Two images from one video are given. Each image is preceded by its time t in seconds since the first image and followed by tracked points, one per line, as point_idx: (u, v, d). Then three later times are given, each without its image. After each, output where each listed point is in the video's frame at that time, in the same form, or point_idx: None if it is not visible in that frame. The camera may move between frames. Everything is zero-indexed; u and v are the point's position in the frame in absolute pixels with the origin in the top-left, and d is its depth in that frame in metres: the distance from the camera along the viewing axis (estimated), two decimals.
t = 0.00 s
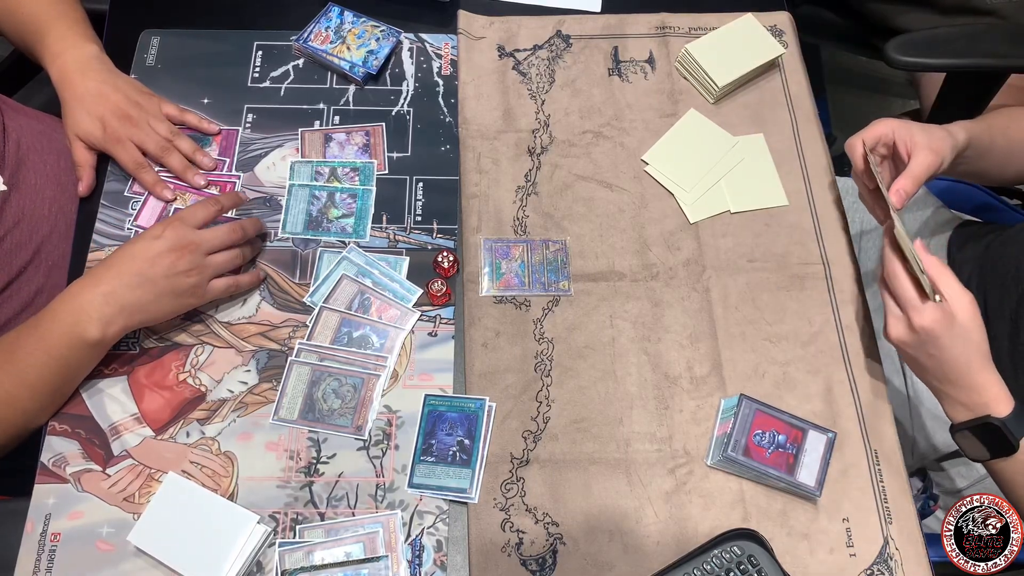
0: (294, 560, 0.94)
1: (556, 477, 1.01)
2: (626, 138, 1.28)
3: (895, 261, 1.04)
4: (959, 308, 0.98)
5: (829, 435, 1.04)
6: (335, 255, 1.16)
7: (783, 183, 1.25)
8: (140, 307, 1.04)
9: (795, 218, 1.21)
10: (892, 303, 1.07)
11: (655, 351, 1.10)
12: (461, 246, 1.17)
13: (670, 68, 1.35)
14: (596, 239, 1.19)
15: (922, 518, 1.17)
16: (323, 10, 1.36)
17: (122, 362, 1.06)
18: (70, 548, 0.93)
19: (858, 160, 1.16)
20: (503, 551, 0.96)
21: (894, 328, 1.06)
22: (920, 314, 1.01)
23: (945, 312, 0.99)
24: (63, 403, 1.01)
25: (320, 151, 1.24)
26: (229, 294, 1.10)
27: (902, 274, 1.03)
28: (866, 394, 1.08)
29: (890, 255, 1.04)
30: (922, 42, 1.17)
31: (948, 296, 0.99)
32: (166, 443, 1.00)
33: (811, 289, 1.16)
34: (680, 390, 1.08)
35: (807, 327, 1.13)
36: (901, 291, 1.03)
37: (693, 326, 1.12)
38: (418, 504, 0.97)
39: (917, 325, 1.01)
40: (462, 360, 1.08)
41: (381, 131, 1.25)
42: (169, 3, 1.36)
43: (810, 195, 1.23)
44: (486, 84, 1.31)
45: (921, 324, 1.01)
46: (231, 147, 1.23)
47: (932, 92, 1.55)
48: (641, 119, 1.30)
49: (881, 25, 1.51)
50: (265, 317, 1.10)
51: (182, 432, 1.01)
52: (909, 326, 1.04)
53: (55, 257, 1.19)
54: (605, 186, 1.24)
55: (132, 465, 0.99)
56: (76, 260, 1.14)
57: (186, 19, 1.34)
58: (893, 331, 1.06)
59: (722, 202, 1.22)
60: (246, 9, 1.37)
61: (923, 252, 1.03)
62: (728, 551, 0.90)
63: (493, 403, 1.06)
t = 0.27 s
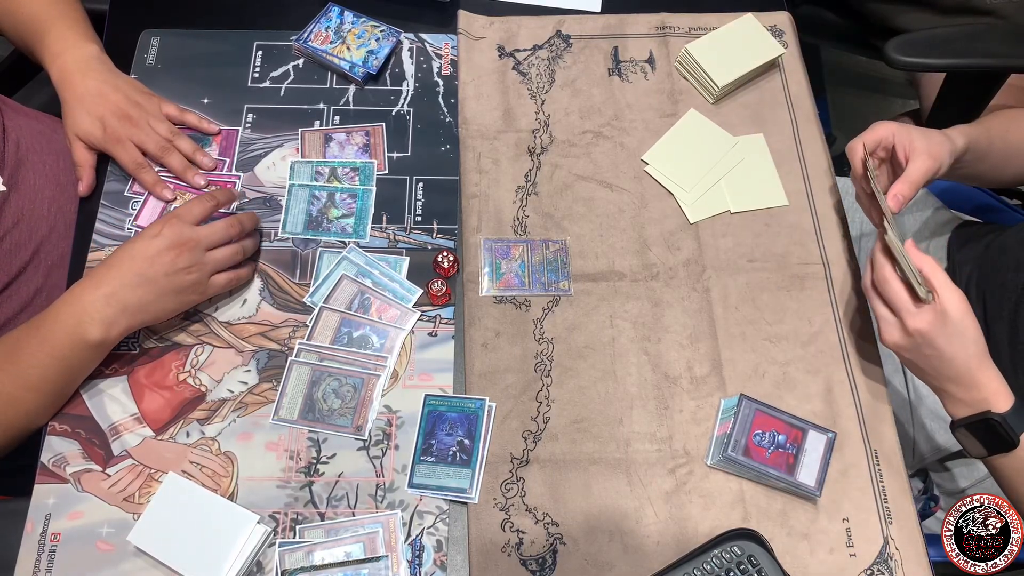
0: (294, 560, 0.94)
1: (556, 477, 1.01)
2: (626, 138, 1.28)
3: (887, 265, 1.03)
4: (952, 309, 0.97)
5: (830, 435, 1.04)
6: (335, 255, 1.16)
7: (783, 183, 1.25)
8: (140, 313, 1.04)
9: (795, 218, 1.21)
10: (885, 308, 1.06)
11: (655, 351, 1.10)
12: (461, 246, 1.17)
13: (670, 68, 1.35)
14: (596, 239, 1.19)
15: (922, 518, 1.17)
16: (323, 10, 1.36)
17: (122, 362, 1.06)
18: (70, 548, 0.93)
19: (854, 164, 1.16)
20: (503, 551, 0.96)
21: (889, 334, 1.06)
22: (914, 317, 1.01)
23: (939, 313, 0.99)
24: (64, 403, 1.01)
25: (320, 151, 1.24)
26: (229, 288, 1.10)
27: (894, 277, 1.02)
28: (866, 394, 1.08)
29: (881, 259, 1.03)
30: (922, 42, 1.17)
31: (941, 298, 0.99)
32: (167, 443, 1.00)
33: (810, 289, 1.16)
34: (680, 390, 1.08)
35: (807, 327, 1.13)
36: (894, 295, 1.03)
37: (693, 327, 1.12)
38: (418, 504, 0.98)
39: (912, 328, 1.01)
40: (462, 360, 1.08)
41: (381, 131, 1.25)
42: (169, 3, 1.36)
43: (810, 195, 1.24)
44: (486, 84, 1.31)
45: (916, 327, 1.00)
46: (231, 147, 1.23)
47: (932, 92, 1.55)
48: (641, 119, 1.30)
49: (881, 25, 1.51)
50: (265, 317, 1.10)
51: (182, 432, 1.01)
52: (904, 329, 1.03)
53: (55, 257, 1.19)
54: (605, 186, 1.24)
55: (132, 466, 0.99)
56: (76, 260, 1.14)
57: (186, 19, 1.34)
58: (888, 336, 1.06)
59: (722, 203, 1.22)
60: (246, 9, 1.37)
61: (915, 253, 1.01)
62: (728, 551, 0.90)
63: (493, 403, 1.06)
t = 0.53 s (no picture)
0: (294, 560, 0.94)
1: (556, 477, 1.01)
2: (626, 138, 1.28)
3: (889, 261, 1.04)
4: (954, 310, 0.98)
5: (830, 435, 1.04)
6: (335, 255, 1.16)
7: (783, 183, 1.25)
8: (139, 309, 1.04)
9: (795, 218, 1.21)
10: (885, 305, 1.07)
11: (655, 351, 1.10)
12: (461, 246, 1.17)
13: (670, 68, 1.35)
14: (596, 239, 1.19)
15: (921, 518, 1.17)
16: (323, 10, 1.36)
17: (122, 362, 1.06)
18: (70, 548, 0.93)
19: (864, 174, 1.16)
20: (503, 551, 0.96)
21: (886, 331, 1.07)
22: (912, 312, 1.01)
23: (937, 312, 0.99)
24: (63, 403, 1.01)
25: (320, 151, 1.24)
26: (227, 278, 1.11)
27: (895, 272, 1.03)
28: (866, 394, 1.08)
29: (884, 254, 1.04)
30: (922, 42, 1.17)
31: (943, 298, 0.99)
32: (166, 443, 1.00)
33: (810, 289, 1.16)
34: (680, 390, 1.08)
35: (807, 327, 1.13)
36: (894, 293, 1.03)
37: (693, 327, 1.12)
38: (418, 505, 0.98)
39: (908, 324, 1.02)
40: (461, 360, 1.08)
41: (381, 130, 1.25)
42: (169, 3, 1.36)
43: (810, 195, 1.24)
44: (486, 84, 1.31)
45: (912, 323, 1.01)
46: (231, 147, 1.23)
47: (932, 92, 1.55)
48: (641, 119, 1.30)
49: (881, 25, 1.51)
50: (265, 317, 1.10)
51: (182, 432, 1.01)
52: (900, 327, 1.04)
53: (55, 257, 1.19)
54: (605, 186, 1.24)
55: (132, 465, 0.99)
56: (76, 260, 1.14)
57: (186, 19, 1.34)
58: (885, 331, 1.07)
59: (721, 203, 1.22)
60: (246, 9, 1.37)
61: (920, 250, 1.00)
62: (728, 551, 0.90)
63: (493, 403, 1.06)
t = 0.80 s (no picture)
0: (294, 560, 0.94)
1: (556, 477, 1.01)
2: (626, 138, 1.28)
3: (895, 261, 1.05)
4: (960, 306, 0.99)
5: (829, 435, 1.04)
6: (335, 255, 1.16)
7: (783, 183, 1.25)
8: (139, 302, 1.04)
9: (795, 218, 1.21)
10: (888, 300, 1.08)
11: (655, 351, 1.10)
12: (461, 246, 1.17)
13: (670, 68, 1.35)
14: (596, 239, 1.19)
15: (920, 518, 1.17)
16: (323, 10, 1.36)
17: (122, 362, 1.06)
18: (70, 548, 0.93)
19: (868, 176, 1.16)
20: (503, 551, 0.96)
21: (887, 325, 1.08)
22: (916, 311, 1.02)
23: (942, 313, 1.00)
24: (62, 403, 1.01)
25: (320, 151, 1.24)
26: (227, 263, 1.12)
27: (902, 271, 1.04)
28: (866, 394, 1.08)
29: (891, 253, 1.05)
30: (922, 42, 1.17)
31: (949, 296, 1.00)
32: (167, 443, 1.00)
33: (811, 289, 1.16)
34: (680, 390, 1.08)
35: (807, 327, 1.13)
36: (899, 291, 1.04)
37: (693, 327, 1.12)
38: (418, 505, 0.98)
39: (911, 322, 1.03)
40: (461, 360, 1.08)
41: (381, 130, 1.25)
42: (169, 3, 1.36)
43: (810, 195, 1.24)
44: (486, 84, 1.31)
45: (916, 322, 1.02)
46: (231, 147, 1.23)
47: (932, 92, 1.55)
48: (641, 119, 1.30)
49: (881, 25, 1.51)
50: (265, 317, 1.10)
51: (182, 432, 1.01)
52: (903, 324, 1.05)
53: (54, 257, 1.19)
54: (605, 186, 1.24)
55: (132, 465, 0.99)
56: (76, 260, 1.13)
57: (186, 19, 1.34)
58: (887, 327, 1.08)
59: (721, 202, 1.22)
60: (246, 9, 1.37)
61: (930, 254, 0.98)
62: (728, 551, 0.90)
63: (493, 402, 1.06)
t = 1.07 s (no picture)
0: (294, 560, 0.94)
1: (556, 477, 1.01)
2: (626, 138, 1.28)
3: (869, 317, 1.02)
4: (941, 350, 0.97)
5: (829, 435, 1.04)
6: (335, 255, 1.16)
7: (783, 183, 1.25)
8: (140, 301, 1.05)
9: (795, 218, 1.21)
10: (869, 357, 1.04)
11: (655, 351, 1.10)
12: (461, 246, 1.17)
13: (670, 68, 1.35)
14: (596, 238, 1.19)
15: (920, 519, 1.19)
16: (323, 10, 1.36)
17: (122, 362, 1.06)
18: (70, 548, 0.93)
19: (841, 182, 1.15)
20: (503, 551, 0.96)
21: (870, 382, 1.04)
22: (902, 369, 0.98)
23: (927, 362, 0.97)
24: (62, 403, 1.01)
25: (320, 151, 1.24)
26: (228, 259, 1.13)
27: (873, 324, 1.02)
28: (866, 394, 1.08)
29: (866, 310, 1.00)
30: (922, 41, 1.17)
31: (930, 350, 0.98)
32: (167, 443, 1.00)
33: (811, 289, 1.16)
34: (680, 390, 1.08)
35: (807, 327, 1.13)
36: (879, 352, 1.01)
37: (693, 327, 1.12)
38: (418, 504, 0.98)
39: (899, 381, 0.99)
40: (461, 360, 1.08)
41: (381, 130, 1.25)
42: (169, 4, 1.36)
43: (810, 195, 1.24)
44: (486, 84, 1.31)
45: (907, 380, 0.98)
46: (231, 147, 1.23)
47: (932, 92, 1.55)
48: (641, 119, 1.30)
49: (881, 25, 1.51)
50: (265, 317, 1.10)
51: (182, 432, 1.01)
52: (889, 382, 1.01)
53: (55, 257, 1.19)
54: (605, 186, 1.24)
55: (132, 465, 0.99)
56: (76, 259, 1.13)
57: (186, 19, 1.34)
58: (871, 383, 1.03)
59: (721, 202, 1.22)
60: (246, 9, 1.37)
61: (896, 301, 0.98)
62: (728, 551, 0.90)
63: (493, 402, 1.06)
